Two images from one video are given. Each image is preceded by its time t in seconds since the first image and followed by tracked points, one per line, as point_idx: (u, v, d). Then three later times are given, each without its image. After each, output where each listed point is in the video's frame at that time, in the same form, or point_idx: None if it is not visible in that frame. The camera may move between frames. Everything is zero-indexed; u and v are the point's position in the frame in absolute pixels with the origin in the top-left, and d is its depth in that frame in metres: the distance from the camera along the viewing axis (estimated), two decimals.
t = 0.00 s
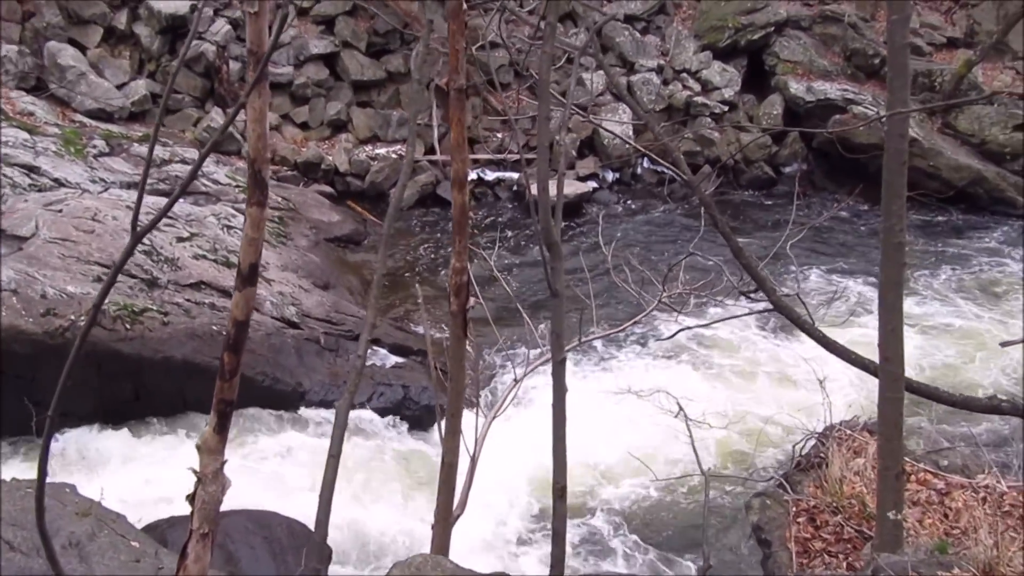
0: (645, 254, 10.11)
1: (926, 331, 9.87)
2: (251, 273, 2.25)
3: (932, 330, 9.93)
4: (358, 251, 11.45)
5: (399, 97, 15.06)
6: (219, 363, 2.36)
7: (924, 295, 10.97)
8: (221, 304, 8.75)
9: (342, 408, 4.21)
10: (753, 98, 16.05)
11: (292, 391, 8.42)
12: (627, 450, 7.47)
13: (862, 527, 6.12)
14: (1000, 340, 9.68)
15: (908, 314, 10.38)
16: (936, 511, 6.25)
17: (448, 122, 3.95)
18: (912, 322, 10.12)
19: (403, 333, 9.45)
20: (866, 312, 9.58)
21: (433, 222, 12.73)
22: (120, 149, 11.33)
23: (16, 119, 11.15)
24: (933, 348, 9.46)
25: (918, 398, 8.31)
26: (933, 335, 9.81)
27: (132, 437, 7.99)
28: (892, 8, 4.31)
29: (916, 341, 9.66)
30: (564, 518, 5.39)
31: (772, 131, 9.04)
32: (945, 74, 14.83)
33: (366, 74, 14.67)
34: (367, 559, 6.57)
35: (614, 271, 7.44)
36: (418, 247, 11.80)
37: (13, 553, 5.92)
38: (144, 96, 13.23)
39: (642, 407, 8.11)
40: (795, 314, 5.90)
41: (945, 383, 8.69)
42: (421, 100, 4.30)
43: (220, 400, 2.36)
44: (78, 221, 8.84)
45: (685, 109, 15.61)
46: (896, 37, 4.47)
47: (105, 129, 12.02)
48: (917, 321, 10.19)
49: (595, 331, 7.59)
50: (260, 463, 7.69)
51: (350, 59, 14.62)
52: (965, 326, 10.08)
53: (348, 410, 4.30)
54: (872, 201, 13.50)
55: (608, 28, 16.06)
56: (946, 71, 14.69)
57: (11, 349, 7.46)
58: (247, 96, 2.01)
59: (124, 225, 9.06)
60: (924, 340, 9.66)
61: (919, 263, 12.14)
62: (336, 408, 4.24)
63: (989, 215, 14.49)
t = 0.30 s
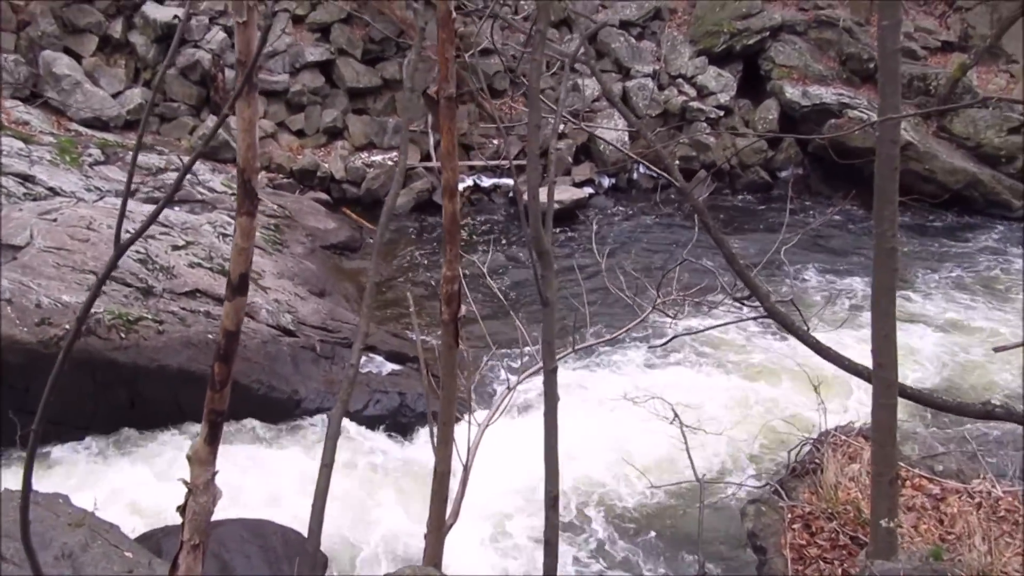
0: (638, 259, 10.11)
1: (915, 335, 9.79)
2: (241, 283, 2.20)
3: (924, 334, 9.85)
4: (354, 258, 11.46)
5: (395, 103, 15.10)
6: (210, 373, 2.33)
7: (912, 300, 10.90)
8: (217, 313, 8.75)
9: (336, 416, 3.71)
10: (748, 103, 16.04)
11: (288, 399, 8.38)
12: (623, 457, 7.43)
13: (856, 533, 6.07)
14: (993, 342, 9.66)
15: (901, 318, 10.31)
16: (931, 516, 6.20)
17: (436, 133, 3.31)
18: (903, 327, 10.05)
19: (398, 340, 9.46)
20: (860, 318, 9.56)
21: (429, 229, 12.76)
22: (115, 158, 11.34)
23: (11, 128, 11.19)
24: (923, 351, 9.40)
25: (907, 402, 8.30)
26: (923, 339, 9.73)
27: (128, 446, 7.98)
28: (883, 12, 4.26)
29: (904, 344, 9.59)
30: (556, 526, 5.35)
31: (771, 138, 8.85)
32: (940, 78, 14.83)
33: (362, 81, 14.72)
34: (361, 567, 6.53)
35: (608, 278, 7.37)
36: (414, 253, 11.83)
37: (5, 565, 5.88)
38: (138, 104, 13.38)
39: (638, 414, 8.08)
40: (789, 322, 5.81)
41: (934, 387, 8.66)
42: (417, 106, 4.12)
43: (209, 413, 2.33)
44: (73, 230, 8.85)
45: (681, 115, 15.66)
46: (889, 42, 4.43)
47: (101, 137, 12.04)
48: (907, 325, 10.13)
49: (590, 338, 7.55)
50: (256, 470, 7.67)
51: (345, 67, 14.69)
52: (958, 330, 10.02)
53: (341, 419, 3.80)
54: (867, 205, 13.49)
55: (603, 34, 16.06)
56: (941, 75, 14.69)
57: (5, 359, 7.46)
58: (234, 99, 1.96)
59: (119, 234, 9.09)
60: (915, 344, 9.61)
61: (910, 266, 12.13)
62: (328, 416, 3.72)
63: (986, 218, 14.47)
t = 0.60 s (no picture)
0: (622, 261, 10.12)
1: (909, 332, 9.96)
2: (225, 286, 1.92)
3: (918, 332, 10.01)
4: (338, 263, 11.43)
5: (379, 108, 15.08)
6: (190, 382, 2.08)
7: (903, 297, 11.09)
8: (200, 319, 8.72)
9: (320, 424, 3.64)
10: (731, 105, 16.10)
11: (273, 405, 8.32)
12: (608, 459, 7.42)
13: (841, 532, 6.08)
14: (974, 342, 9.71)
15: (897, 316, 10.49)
16: (914, 515, 6.21)
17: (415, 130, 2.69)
18: (898, 324, 10.23)
19: (383, 345, 9.44)
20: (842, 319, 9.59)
21: (414, 233, 12.75)
22: (96, 164, 11.28)
23: None
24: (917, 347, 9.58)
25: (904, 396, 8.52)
26: (917, 337, 9.90)
27: (112, 454, 7.91)
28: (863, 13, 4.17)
29: (898, 340, 9.78)
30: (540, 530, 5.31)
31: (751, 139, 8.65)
32: (921, 79, 14.92)
33: (345, 86, 14.63)
34: (348, 572, 6.50)
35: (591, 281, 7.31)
36: (399, 258, 11.82)
37: None
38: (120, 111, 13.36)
39: (623, 416, 8.07)
40: (771, 323, 5.79)
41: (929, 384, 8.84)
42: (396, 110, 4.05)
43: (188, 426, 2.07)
44: (54, 237, 8.81)
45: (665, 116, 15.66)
46: (868, 42, 4.39)
47: (82, 144, 11.98)
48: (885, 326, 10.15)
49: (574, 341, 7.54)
50: (242, 476, 7.64)
51: (328, 71, 14.66)
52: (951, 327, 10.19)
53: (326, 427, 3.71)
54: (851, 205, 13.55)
55: (586, 38, 16.08)
56: (921, 76, 14.81)
57: None
58: (212, 102, 1.76)
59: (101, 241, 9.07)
60: (894, 343, 9.64)
61: (894, 267, 12.18)
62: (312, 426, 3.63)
63: (968, 218, 14.55)
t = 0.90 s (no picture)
0: (604, 265, 10.14)
1: (920, 325, 10.19)
2: (201, 300, 2.28)
3: (928, 325, 10.24)
4: (322, 272, 11.40)
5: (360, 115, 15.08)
6: (174, 396, 2.42)
7: (910, 290, 11.33)
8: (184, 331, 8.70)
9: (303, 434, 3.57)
10: (712, 105, 16.15)
11: (259, 416, 8.31)
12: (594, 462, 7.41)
13: (827, 530, 6.06)
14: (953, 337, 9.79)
15: (904, 309, 10.73)
16: (900, 511, 6.20)
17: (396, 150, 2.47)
18: (906, 318, 10.44)
19: (367, 353, 9.42)
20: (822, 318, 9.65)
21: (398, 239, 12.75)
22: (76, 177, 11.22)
23: None
24: (928, 338, 9.83)
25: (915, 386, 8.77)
26: (927, 329, 10.14)
27: (96, 470, 7.85)
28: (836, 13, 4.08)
29: (909, 333, 10.01)
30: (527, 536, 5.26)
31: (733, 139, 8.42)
32: (899, 75, 15.06)
33: (325, 94, 14.63)
34: None
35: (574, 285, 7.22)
36: (382, 265, 11.82)
37: None
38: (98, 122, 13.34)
39: (610, 419, 8.07)
40: (752, 322, 5.78)
41: (940, 372, 9.09)
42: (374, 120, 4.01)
43: (174, 437, 2.43)
44: (34, 251, 8.76)
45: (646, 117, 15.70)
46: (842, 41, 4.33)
47: (61, 157, 11.91)
48: (865, 323, 10.27)
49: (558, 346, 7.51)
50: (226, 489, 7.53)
51: (308, 80, 14.66)
52: (957, 317, 10.45)
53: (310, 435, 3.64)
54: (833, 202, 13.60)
55: (566, 41, 16.12)
56: (899, 73, 14.94)
57: None
58: (189, 118, 2.09)
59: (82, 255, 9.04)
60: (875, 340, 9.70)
61: (878, 264, 12.23)
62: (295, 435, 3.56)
63: (948, 213, 14.64)
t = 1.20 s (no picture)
0: (590, 280, 10.16)
1: (933, 332, 10.20)
2: (185, 323, 2.34)
3: (941, 331, 10.26)
4: (311, 291, 11.41)
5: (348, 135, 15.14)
6: (159, 419, 2.46)
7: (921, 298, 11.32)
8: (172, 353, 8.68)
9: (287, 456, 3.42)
10: (698, 120, 16.22)
11: (249, 437, 8.25)
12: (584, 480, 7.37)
13: (816, 544, 6.05)
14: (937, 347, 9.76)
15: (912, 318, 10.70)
16: (888, 524, 6.16)
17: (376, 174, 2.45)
18: (916, 325, 10.44)
19: (355, 372, 9.42)
20: (807, 331, 9.67)
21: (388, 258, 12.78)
22: (63, 200, 11.25)
23: None
24: (941, 344, 9.84)
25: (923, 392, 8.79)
26: (940, 336, 10.15)
27: (83, 494, 7.79)
28: (812, 28, 4.02)
29: (922, 341, 10.01)
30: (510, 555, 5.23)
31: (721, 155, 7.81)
32: (883, 88, 15.19)
33: (313, 114, 14.72)
34: None
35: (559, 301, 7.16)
36: (371, 283, 11.84)
37: None
38: (87, 145, 13.42)
39: (598, 435, 8.05)
40: (736, 336, 5.77)
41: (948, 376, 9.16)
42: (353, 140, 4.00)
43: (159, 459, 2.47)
44: (20, 275, 8.76)
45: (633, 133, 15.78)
46: (818, 55, 4.32)
47: (49, 180, 11.95)
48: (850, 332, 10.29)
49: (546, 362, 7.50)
50: (213, 510, 7.40)
51: (297, 100, 14.75)
52: (971, 322, 10.54)
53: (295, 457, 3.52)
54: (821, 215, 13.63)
55: (552, 58, 16.23)
56: (883, 86, 15.04)
57: None
58: (172, 142, 2.17)
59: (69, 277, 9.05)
60: (860, 351, 9.71)
61: (866, 275, 12.25)
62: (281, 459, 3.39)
63: (935, 224, 14.68)
